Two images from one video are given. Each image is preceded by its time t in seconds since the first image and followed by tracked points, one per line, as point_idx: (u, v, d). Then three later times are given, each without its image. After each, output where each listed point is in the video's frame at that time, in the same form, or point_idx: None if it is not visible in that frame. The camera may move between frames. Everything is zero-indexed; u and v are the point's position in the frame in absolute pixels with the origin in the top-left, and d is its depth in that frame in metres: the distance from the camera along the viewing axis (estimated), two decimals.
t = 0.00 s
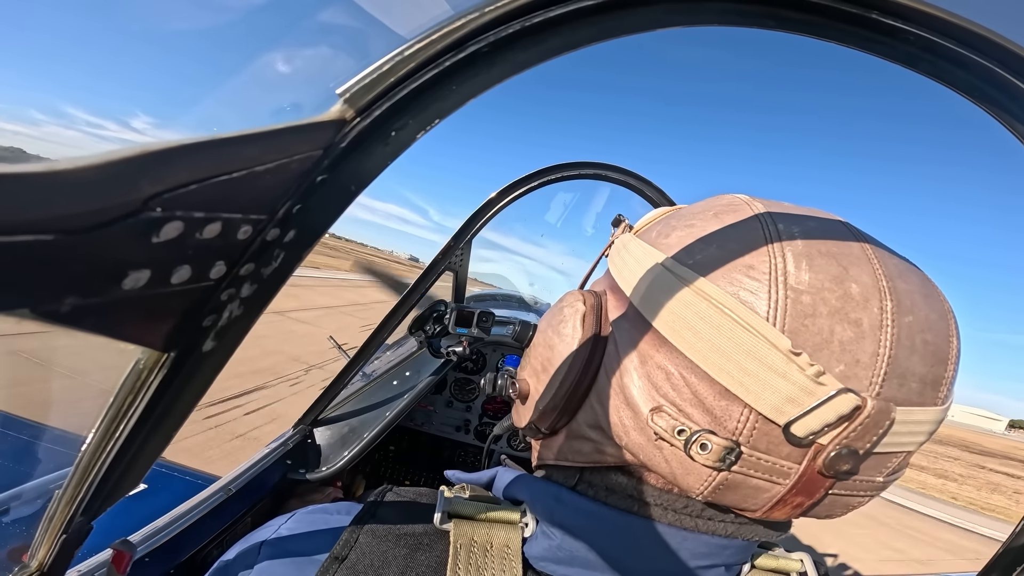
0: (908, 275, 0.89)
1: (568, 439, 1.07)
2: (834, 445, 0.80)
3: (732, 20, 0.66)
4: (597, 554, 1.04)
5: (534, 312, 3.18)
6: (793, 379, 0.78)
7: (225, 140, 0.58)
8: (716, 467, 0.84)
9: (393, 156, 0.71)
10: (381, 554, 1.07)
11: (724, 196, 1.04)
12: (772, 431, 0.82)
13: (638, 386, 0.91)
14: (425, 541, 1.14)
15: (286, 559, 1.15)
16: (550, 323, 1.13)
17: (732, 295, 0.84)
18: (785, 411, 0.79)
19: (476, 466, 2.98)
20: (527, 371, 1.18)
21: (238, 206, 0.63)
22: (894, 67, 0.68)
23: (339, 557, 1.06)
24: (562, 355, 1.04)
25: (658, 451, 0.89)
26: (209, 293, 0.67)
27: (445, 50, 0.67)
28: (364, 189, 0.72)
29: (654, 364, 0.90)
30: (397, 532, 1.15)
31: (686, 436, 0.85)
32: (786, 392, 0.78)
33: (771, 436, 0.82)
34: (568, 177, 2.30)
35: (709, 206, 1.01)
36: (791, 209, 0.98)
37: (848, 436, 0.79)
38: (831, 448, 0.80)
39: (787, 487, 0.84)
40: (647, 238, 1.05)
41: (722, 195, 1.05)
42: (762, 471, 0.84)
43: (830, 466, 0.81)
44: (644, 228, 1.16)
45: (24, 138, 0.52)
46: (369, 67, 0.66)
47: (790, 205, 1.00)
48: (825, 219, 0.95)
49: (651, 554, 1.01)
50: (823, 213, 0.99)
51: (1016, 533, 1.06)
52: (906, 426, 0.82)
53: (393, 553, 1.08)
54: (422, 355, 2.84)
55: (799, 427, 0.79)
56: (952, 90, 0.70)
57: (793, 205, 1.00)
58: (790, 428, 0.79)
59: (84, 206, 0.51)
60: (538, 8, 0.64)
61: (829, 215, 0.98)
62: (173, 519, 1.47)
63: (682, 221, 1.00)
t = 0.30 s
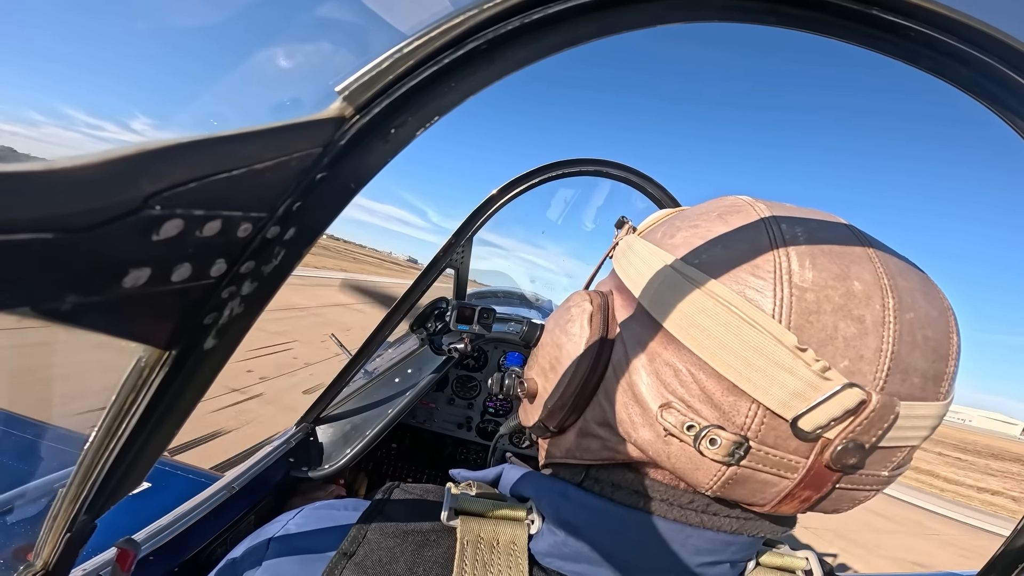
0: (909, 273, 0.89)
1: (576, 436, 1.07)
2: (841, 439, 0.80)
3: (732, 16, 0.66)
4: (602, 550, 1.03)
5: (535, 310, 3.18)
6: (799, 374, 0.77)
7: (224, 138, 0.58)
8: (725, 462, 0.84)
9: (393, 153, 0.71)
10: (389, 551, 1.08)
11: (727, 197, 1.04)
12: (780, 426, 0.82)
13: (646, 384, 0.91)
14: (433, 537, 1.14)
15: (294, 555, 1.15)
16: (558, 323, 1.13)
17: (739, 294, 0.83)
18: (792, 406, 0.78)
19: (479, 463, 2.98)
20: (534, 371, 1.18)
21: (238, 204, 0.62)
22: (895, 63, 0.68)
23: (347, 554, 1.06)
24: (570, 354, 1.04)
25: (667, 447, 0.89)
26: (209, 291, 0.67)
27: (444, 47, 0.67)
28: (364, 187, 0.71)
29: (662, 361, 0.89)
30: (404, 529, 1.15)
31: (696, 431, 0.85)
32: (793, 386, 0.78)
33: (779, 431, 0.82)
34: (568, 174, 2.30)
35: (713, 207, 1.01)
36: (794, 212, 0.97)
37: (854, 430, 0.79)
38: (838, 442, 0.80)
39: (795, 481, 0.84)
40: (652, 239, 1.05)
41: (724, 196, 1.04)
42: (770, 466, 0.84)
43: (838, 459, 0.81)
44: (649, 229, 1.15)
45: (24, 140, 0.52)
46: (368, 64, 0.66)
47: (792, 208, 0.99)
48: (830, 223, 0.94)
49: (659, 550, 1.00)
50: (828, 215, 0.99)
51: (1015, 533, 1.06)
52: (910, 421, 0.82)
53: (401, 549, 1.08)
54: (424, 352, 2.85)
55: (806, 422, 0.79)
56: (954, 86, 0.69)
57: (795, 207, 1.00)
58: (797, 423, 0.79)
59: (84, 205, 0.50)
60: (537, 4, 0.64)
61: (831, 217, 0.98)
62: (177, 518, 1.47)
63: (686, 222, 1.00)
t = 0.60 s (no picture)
0: (908, 269, 0.89)
1: (575, 431, 1.07)
2: (839, 433, 0.80)
3: (731, 13, 0.66)
4: (605, 546, 1.04)
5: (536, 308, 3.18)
6: (796, 368, 0.77)
7: (222, 137, 0.58)
8: (723, 456, 0.84)
9: (392, 151, 0.71)
10: (392, 548, 1.08)
11: (727, 194, 1.04)
12: (777, 421, 0.82)
13: (645, 378, 0.91)
14: (436, 534, 1.15)
15: (298, 554, 1.15)
16: (560, 319, 1.13)
17: (736, 290, 0.83)
18: (789, 400, 0.79)
19: (480, 461, 2.99)
20: (537, 366, 1.19)
21: (237, 202, 0.62)
22: (894, 60, 0.68)
23: (350, 551, 1.07)
24: (572, 350, 1.05)
25: (665, 442, 0.89)
26: (209, 290, 0.67)
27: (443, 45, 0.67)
28: (363, 185, 0.71)
29: (661, 355, 0.89)
30: (408, 527, 1.15)
31: (693, 425, 0.85)
32: (791, 381, 0.78)
33: (777, 426, 0.82)
34: (568, 171, 2.30)
35: (713, 204, 1.01)
36: (794, 210, 0.97)
37: (851, 425, 0.79)
38: (836, 437, 0.80)
39: (793, 477, 0.84)
40: (652, 237, 1.05)
41: (724, 193, 1.04)
42: (768, 461, 0.84)
43: (835, 454, 0.80)
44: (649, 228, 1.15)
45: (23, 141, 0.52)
46: (367, 62, 0.66)
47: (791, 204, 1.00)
48: (830, 221, 0.94)
49: (661, 546, 1.01)
50: (828, 213, 0.99)
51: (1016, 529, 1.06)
52: (909, 416, 0.82)
53: (405, 547, 1.09)
54: (424, 350, 2.85)
55: (803, 416, 0.79)
56: (954, 83, 0.69)
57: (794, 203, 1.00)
58: (793, 417, 0.79)
59: (83, 205, 0.51)
60: (536, 2, 0.64)
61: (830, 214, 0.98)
62: (179, 517, 1.47)
63: (686, 219, 1.00)
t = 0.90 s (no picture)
0: (904, 268, 0.89)
1: (570, 435, 1.07)
2: (835, 437, 0.80)
3: (732, 15, 0.66)
4: (601, 548, 1.04)
5: (534, 309, 3.18)
6: (792, 372, 0.78)
7: (223, 137, 0.58)
8: (717, 461, 0.84)
9: (391, 152, 0.71)
10: (388, 549, 1.08)
11: (721, 193, 1.04)
12: (773, 425, 0.82)
13: (639, 382, 0.91)
14: (432, 536, 1.15)
15: (293, 554, 1.15)
16: (552, 321, 1.13)
17: (731, 291, 0.83)
18: (784, 404, 0.79)
19: (478, 462, 2.99)
20: (529, 368, 1.18)
21: (237, 203, 0.62)
22: (894, 63, 0.68)
23: (346, 552, 1.06)
24: (564, 352, 1.05)
25: (660, 446, 0.89)
26: (208, 290, 0.67)
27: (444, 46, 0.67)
28: (363, 186, 0.71)
29: (655, 359, 0.90)
30: (404, 528, 1.15)
31: (687, 430, 0.86)
32: (786, 384, 0.78)
33: (772, 430, 0.82)
34: (567, 173, 2.30)
35: (707, 203, 1.01)
36: (789, 208, 0.97)
37: (847, 428, 0.79)
38: (832, 441, 0.80)
39: (789, 480, 0.84)
40: (646, 236, 1.05)
41: (718, 192, 1.04)
42: (764, 464, 0.85)
43: (831, 458, 0.81)
44: (643, 226, 1.15)
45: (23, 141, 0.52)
46: (367, 62, 0.66)
47: (787, 203, 1.00)
48: (825, 219, 0.94)
49: (657, 548, 1.01)
50: (822, 211, 0.99)
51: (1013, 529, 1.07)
52: (906, 418, 0.82)
53: (400, 548, 1.09)
54: (422, 351, 2.85)
55: (798, 420, 0.79)
56: (952, 85, 0.69)
57: (790, 202, 1.00)
58: (789, 421, 0.79)
59: (82, 204, 0.51)
60: (536, 4, 0.64)
61: (826, 213, 0.98)
62: (175, 517, 1.47)
63: (680, 218, 1.00)
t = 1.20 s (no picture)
0: (905, 274, 0.90)
1: (566, 441, 1.07)
2: (833, 445, 0.80)
3: (735, 19, 0.66)
4: (596, 552, 1.04)
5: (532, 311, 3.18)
6: (791, 381, 0.78)
7: (224, 136, 0.58)
8: (714, 469, 0.84)
9: (392, 153, 0.71)
10: (382, 550, 1.07)
11: (720, 196, 1.05)
12: (771, 433, 0.82)
13: (636, 389, 0.91)
14: (427, 538, 1.14)
15: (286, 554, 1.14)
16: (549, 325, 1.13)
17: (729, 298, 0.84)
18: (783, 413, 0.79)
19: (474, 464, 2.98)
20: (525, 373, 1.18)
21: (237, 202, 0.62)
22: (897, 70, 0.69)
23: (340, 553, 1.06)
24: (559, 357, 1.04)
25: (656, 453, 0.89)
26: (206, 288, 0.67)
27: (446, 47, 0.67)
28: (363, 186, 0.71)
29: (652, 367, 0.90)
30: (398, 529, 1.15)
31: (685, 438, 0.86)
32: (784, 393, 0.78)
33: (770, 438, 0.82)
34: (568, 176, 2.31)
35: (706, 206, 1.01)
36: (787, 210, 0.98)
37: (846, 437, 0.79)
38: (830, 449, 0.80)
39: (786, 488, 0.85)
40: (643, 240, 1.05)
41: (717, 195, 1.05)
42: (762, 473, 0.85)
43: (829, 466, 0.81)
44: (641, 229, 1.15)
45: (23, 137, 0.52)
46: (370, 63, 0.66)
47: (787, 207, 1.00)
48: (823, 222, 0.95)
49: (653, 552, 1.01)
50: (821, 214, 0.99)
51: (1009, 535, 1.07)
52: (904, 426, 0.83)
53: (395, 549, 1.08)
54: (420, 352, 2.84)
55: (797, 429, 0.79)
56: (954, 92, 0.70)
57: (790, 206, 1.00)
58: (787, 430, 0.80)
59: (82, 201, 0.51)
60: (540, 6, 0.64)
61: (826, 218, 0.98)
62: (168, 515, 1.46)
63: (678, 222, 1.00)
